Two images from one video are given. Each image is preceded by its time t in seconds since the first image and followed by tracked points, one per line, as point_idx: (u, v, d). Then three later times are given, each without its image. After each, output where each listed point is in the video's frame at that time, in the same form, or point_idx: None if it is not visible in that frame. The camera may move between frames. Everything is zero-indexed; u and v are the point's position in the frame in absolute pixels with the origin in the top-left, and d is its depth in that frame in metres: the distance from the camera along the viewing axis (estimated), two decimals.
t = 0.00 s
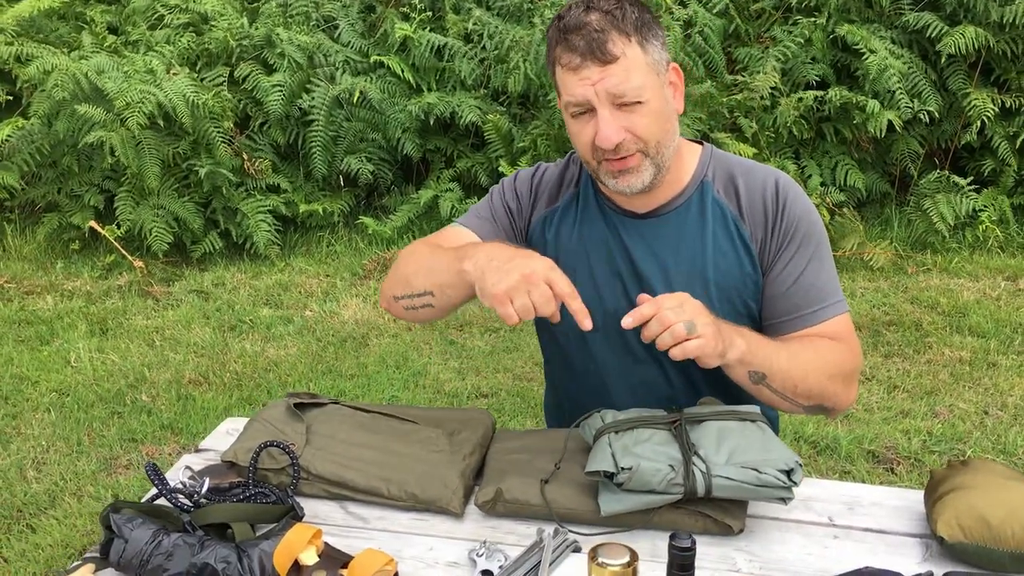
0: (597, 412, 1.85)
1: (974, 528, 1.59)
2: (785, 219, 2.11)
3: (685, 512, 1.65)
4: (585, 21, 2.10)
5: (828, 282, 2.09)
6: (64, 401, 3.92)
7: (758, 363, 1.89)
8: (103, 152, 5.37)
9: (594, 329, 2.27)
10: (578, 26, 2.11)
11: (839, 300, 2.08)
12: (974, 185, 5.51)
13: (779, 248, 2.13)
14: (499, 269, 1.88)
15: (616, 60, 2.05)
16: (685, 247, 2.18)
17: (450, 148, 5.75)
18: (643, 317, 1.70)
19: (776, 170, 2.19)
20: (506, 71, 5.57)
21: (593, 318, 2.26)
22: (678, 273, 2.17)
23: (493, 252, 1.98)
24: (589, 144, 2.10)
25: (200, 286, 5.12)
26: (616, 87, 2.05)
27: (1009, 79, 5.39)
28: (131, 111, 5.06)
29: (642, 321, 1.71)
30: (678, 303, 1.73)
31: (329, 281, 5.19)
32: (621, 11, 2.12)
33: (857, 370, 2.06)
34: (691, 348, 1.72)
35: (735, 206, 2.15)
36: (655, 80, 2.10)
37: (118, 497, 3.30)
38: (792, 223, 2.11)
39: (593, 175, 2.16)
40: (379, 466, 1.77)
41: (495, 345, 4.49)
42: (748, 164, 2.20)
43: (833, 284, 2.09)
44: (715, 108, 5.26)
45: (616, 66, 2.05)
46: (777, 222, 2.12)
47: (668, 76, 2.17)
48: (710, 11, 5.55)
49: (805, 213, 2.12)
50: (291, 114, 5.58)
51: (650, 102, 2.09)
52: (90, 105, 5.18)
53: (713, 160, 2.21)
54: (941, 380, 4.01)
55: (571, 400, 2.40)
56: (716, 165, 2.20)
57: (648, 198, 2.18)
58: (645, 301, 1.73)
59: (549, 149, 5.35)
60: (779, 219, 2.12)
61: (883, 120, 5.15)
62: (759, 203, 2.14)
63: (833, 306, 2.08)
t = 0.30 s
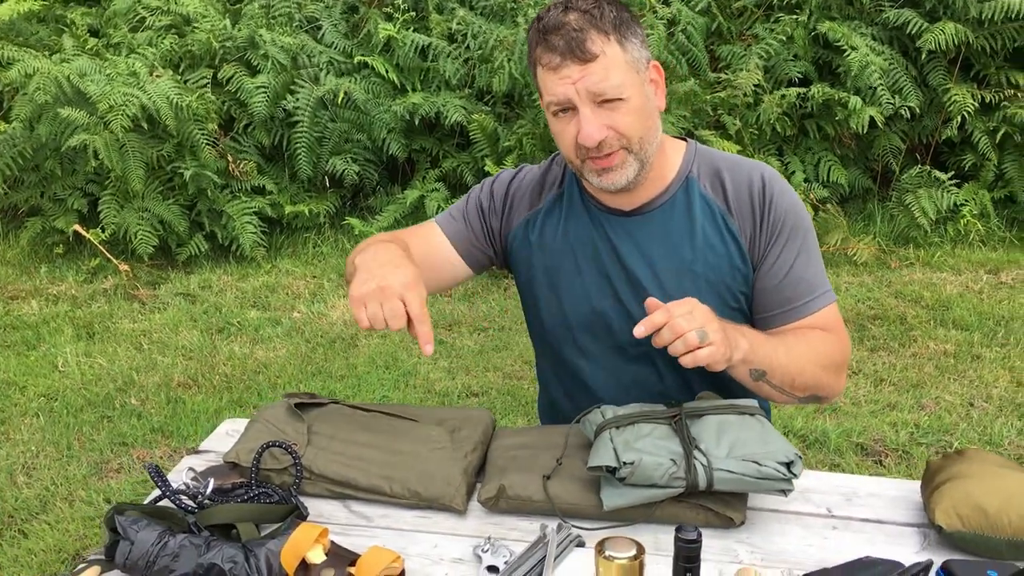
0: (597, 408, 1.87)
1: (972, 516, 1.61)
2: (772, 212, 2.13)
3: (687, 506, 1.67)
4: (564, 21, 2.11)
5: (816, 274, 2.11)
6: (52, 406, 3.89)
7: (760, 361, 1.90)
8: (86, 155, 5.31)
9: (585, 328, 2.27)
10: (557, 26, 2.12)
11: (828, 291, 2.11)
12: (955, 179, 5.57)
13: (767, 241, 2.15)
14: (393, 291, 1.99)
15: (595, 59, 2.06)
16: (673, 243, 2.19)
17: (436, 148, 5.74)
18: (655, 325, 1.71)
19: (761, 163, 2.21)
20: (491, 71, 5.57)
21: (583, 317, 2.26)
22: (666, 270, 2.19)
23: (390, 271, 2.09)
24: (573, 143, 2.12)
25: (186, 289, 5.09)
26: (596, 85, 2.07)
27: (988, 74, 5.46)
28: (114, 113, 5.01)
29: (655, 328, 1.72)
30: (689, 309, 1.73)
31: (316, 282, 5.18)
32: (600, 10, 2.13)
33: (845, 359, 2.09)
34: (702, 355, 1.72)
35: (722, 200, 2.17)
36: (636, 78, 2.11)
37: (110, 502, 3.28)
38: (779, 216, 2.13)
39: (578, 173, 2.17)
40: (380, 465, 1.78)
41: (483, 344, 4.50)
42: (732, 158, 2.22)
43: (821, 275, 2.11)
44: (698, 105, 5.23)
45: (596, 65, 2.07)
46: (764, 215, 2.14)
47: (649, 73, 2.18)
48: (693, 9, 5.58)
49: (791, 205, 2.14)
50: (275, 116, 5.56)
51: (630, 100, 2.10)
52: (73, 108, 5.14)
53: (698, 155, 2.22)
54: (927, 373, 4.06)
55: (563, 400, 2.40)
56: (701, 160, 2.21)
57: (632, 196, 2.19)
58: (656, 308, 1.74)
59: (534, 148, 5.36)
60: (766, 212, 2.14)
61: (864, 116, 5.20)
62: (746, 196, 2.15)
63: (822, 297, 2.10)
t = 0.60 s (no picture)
0: (588, 398, 1.87)
1: (960, 500, 1.64)
2: (753, 201, 2.15)
3: (680, 494, 1.68)
4: (546, 17, 2.11)
5: (797, 263, 2.13)
6: (32, 407, 3.85)
7: (738, 350, 1.92)
8: (61, 154, 5.24)
9: (570, 321, 2.28)
10: (540, 21, 2.12)
11: (809, 280, 2.13)
12: (930, 172, 5.63)
13: (748, 231, 2.16)
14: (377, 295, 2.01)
15: (577, 55, 2.07)
16: (657, 236, 2.19)
17: (415, 144, 5.72)
18: (630, 314, 1.71)
19: (742, 154, 2.23)
20: (469, 67, 5.56)
21: (568, 310, 2.27)
22: (650, 262, 2.20)
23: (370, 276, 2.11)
24: (556, 138, 2.12)
25: (165, 289, 5.05)
26: (579, 80, 2.07)
27: (962, 67, 5.53)
28: (90, 112, 4.94)
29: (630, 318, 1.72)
30: (664, 300, 1.74)
31: (296, 280, 5.15)
32: (581, 5, 2.13)
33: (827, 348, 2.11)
34: (678, 345, 1.72)
35: (704, 192, 2.18)
36: (618, 72, 2.12)
37: (94, 503, 3.25)
38: (760, 206, 2.14)
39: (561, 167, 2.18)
40: (372, 459, 1.78)
41: (466, 340, 4.49)
42: (713, 149, 2.23)
43: (802, 264, 2.13)
44: (677, 100, 5.30)
45: (578, 60, 2.07)
46: (744, 205, 2.16)
47: (630, 66, 2.19)
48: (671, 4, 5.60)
49: (772, 195, 2.15)
50: (253, 113, 5.51)
51: (613, 94, 2.11)
52: (47, 107, 5.07)
53: (679, 147, 2.23)
54: (906, 363, 4.11)
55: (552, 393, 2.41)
56: (682, 152, 2.23)
57: (615, 188, 2.20)
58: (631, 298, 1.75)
59: (514, 144, 5.35)
60: (746, 202, 2.15)
61: (841, 110, 5.24)
62: (727, 186, 2.17)
63: (803, 286, 2.12)
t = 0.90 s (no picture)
0: (577, 391, 1.88)
1: (944, 489, 1.66)
2: (744, 197, 2.16)
3: (668, 485, 1.69)
4: (541, 9, 2.12)
5: (788, 257, 2.15)
6: (14, 403, 3.82)
7: (733, 343, 1.94)
8: (42, 148, 5.19)
9: (560, 314, 2.28)
10: (535, 13, 2.12)
11: (799, 274, 2.15)
12: (911, 168, 5.68)
13: (740, 226, 2.18)
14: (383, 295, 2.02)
15: (572, 48, 2.08)
16: (649, 229, 2.21)
17: (400, 140, 5.71)
18: (631, 305, 1.72)
19: (733, 149, 2.24)
20: (453, 62, 5.55)
21: (559, 302, 2.27)
22: (641, 255, 2.21)
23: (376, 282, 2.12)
24: (549, 130, 2.13)
25: (148, 284, 5.02)
26: (572, 74, 2.08)
27: (943, 64, 5.58)
28: (71, 107, 4.91)
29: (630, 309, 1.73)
30: (665, 291, 1.75)
31: (280, 276, 5.13)
32: None
33: (816, 341, 2.13)
34: (676, 337, 1.74)
35: (696, 186, 2.19)
36: (611, 66, 2.13)
37: (78, 498, 3.23)
38: (751, 201, 2.16)
39: (553, 159, 2.19)
40: (363, 451, 1.78)
41: (451, 335, 4.49)
42: (705, 144, 2.24)
43: (792, 259, 2.15)
44: (661, 96, 5.29)
45: (573, 53, 2.08)
46: (736, 200, 2.17)
47: (624, 61, 2.20)
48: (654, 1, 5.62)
49: (763, 190, 2.17)
50: (236, 108, 5.49)
51: (606, 88, 2.12)
52: (28, 100, 5.02)
53: (671, 141, 2.24)
54: (888, 357, 4.15)
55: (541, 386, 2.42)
56: (674, 146, 2.24)
57: (605, 182, 2.22)
58: (631, 289, 1.76)
59: (499, 139, 5.35)
60: (738, 197, 2.17)
61: (823, 106, 5.27)
62: (719, 181, 2.18)
63: (794, 280, 2.14)
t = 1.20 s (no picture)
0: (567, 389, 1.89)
1: (931, 491, 1.67)
2: (747, 199, 2.18)
3: (656, 483, 1.71)
4: (553, 8, 2.10)
5: (788, 260, 2.16)
6: (8, 396, 3.82)
7: (722, 345, 1.98)
8: (39, 142, 5.19)
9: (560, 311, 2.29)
10: (546, 12, 2.11)
11: (799, 278, 2.16)
12: (907, 172, 5.70)
13: (741, 228, 2.19)
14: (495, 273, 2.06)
15: (582, 49, 2.07)
16: (652, 229, 2.22)
17: (396, 137, 5.72)
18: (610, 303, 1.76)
19: (737, 151, 2.25)
20: (451, 61, 5.55)
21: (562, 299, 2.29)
22: (643, 254, 2.22)
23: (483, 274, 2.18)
24: (555, 131, 2.13)
25: (143, 279, 5.02)
26: (581, 75, 2.07)
27: (939, 68, 5.60)
28: (68, 100, 4.90)
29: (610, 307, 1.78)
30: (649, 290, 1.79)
31: (275, 272, 5.14)
32: None
33: (812, 345, 2.15)
34: (654, 340, 1.76)
35: (699, 186, 2.21)
36: (621, 68, 2.12)
37: (70, 492, 3.23)
38: (753, 203, 2.17)
39: (558, 158, 2.19)
40: (355, 446, 1.79)
41: (446, 334, 4.50)
42: (709, 145, 2.25)
43: (792, 263, 2.16)
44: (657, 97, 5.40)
45: (583, 54, 2.07)
46: (738, 202, 2.18)
47: (632, 62, 2.19)
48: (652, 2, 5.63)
49: (765, 193, 2.18)
50: (233, 104, 5.49)
51: (615, 90, 2.11)
52: (25, 94, 5.02)
53: (676, 142, 2.25)
54: (881, 360, 4.16)
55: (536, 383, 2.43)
56: (679, 147, 2.24)
57: (610, 181, 2.22)
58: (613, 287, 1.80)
59: (495, 138, 5.36)
60: (740, 199, 2.18)
61: (820, 109, 5.29)
62: (722, 182, 2.19)
63: (793, 284, 2.15)
